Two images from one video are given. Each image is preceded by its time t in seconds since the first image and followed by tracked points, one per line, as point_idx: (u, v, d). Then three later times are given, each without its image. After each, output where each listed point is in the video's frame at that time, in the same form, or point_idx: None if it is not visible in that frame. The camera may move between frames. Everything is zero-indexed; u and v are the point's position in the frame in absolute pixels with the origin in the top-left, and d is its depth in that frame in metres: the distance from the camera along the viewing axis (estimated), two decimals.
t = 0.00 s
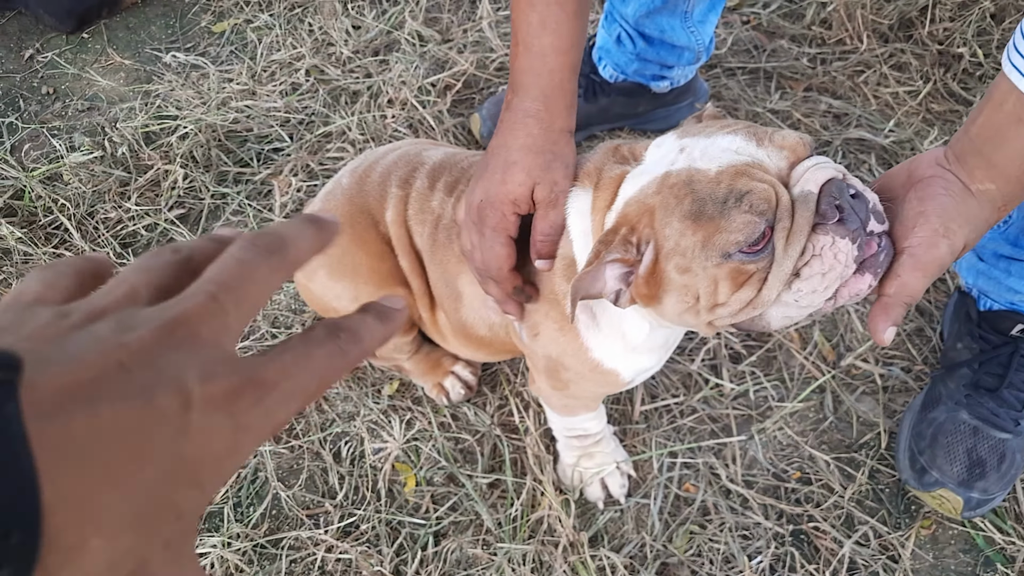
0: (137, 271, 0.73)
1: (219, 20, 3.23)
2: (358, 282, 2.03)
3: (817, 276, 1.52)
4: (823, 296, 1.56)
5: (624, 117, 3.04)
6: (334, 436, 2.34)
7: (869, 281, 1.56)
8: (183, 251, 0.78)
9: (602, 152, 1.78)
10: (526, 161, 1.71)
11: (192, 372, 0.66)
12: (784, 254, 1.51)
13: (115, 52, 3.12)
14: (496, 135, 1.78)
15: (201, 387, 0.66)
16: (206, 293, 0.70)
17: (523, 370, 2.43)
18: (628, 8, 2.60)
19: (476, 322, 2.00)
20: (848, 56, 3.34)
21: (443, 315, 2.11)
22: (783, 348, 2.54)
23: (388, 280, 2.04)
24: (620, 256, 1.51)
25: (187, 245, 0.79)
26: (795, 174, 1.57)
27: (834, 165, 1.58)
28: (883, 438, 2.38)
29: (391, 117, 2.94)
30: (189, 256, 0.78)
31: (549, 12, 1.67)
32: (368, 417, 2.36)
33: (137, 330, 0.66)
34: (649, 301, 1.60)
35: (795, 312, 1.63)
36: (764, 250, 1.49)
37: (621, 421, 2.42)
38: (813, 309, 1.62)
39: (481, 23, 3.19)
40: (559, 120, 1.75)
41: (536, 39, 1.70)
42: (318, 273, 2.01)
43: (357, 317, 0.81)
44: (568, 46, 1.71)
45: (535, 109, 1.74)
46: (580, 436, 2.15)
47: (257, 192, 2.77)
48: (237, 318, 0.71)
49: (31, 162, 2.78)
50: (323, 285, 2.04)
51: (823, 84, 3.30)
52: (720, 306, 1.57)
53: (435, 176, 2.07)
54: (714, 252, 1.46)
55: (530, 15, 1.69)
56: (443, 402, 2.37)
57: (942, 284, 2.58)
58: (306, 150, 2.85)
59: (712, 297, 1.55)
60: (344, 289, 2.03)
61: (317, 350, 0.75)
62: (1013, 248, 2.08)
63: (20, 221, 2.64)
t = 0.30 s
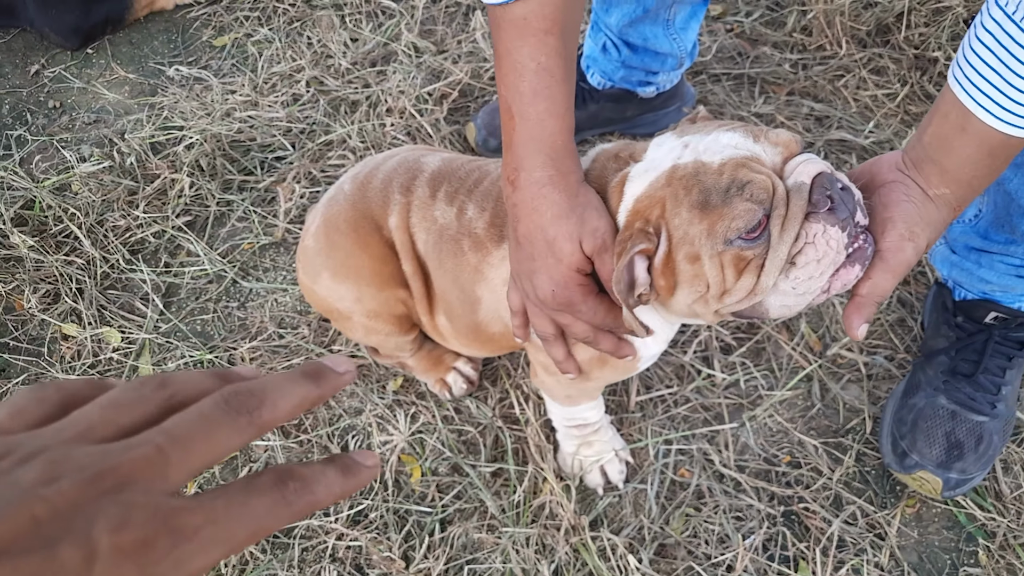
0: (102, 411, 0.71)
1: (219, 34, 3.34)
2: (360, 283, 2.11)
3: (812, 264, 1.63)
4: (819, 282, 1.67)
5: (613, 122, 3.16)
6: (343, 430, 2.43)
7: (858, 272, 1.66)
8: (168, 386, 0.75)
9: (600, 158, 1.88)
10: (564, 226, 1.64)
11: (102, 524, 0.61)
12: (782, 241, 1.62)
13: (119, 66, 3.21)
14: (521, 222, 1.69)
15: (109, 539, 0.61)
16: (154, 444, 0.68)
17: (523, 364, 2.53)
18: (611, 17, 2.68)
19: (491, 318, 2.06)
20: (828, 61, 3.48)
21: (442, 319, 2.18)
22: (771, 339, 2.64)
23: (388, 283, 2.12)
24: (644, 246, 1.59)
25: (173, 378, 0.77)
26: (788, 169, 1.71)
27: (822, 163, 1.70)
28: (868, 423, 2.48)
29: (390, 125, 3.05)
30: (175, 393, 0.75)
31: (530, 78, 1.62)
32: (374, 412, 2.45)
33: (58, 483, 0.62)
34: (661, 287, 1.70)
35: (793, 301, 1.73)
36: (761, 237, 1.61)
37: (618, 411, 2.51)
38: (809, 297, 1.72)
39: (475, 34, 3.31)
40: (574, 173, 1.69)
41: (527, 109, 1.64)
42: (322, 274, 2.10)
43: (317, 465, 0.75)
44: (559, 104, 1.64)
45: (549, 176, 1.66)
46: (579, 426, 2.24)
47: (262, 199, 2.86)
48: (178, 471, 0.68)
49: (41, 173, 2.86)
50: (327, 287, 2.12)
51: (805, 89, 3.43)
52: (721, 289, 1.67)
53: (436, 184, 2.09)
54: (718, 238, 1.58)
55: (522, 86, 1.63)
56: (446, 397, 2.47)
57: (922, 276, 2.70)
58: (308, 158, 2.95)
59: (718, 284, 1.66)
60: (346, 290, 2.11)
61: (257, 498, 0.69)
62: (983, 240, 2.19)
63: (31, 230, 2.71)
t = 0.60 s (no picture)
0: None
1: (187, 45, 3.45)
2: (351, 269, 2.20)
3: (785, 244, 1.67)
4: (784, 259, 1.70)
5: (572, 110, 3.30)
6: (328, 409, 2.52)
7: (818, 260, 1.74)
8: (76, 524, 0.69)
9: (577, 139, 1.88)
10: (510, 193, 1.74)
11: None
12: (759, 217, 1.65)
13: (90, 78, 3.30)
14: (473, 193, 1.80)
15: None
16: None
17: (500, 339, 2.64)
18: (560, 10, 2.87)
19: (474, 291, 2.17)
20: (773, 46, 3.66)
21: (426, 300, 2.29)
22: (733, 305, 2.80)
23: (378, 267, 2.22)
24: (612, 210, 1.61)
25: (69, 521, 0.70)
26: (767, 154, 1.74)
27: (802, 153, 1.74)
28: (828, 376, 2.62)
29: (359, 122, 3.16)
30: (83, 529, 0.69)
31: (480, 66, 1.79)
32: (358, 391, 2.54)
33: None
34: (631, 256, 1.71)
35: (760, 278, 1.75)
36: (740, 213, 1.64)
37: (592, 377, 2.63)
38: (773, 277, 1.75)
39: (436, 35, 3.45)
40: (525, 152, 1.80)
41: (479, 93, 1.79)
42: (314, 263, 2.20)
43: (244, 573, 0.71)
44: (508, 87, 1.80)
45: (500, 151, 1.77)
46: (557, 391, 2.35)
47: (237, 197, 2.95)
48: None
49: (18, 181, 2.93)
50: (319, 275, 2.22)
51: (752, 73, 3.60)
52: (693, 262, 1.69)
53: (418, 166, 2.22)
54: (697, 211, 1.61)
55: (473, 74, 1.79)
56: (427, 372, 2.57)
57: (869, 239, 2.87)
58: (280, 156, 3.05)
59: (689, 257, 1.68)
60: (338, 277, 2.21)
61: None
62: (919, 196, 2.37)
63: (11, 236, 2.77)
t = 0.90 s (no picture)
0: None
1: (168, 64, 3.54)
2: (324, 263, 2.29)
3: (737, 263, 1.67)
4: (737, 276, 1.69)
5: (544, 117, 3.39)
6: (318, 409, 2.60)
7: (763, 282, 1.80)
8: None
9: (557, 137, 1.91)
10: (489, 149, 1.85)
11: None
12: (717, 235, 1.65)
13: (73, 98, 3.38)
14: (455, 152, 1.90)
15: None
16: None
17: (482, 336, 2.75)
18: (526, 20, 3.01)
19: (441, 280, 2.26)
20: (734, 51, 3.80)
21: (400, 291, 2.37)
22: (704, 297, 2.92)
23: (349, 261, 2.31)
24: (582, 205, 1.61)
25: None
26: (734, 177, 1.72)
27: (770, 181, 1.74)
28: (796, 362, 2.74)
29: (338, 133, 3.26)
30: None
31: (461, 39, 1.91)
32: (346, 390, 2.63)
33: None
34: (596, 260, 1.71)
35: (711, 291, 1.75)
36: (700, 229, 1.64)
37: (571, 369, 2.73)
38: (722, 293, 1.75)
39: (410, 49, 3.57)
40: (507, 119, 1.91)
41: (461, 65, 1.92)
42: (289, 254, 2.28)
43: None
44: (488, 60, 1.92)
45: (479, 116, 1.89)
46: (537, 382, 2.43)
47: (221, 209, 3.04)
48: None
49: (6, 199, 3.00)
50: (294, 267, 2.30)
51: (715, 79, 3.71)
52: (652, 269, 1.69)
53: (399, 160, 2.34)
54: (659, 221, 1.60)
55: (454, 49, 1.92)
56: (411, 371, 2.64)
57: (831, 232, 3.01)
58: (263, 168, 3.14)
59: (646, 263, 1.68)
60: (312, 270, 2.29)
61: None
62: (869, 186, 2.49)
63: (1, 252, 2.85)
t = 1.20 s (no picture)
0: None
1: (150, 98, 3.41)
2: (343, 299, 2.17)
3: (787, 287, 1.62)
4: (786, 300, 1.65)
5: (544, 139, 3.28)
6: (325, 453, 2.45)
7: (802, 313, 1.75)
8: None
9: (577, 162, 1.83)
10: (509, 203, 1.68)
11: None
12: (768, 260, 1.59)
13: (53, 136, 3.25)
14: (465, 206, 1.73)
15: None
16: None
17: (493, 370, 2.63)
18: (522, 42, 2.91)
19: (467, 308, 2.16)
20: (731, 68, 3.74)
21: (421, 321, 2.28)
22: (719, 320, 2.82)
23: (370, 294, 2.20)
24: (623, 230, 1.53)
25: None
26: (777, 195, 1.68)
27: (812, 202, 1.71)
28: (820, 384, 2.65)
29: (332, 163, 3.14)
30: None
31: (467, 79, 1.68)
32: (353, 432, 2.49)
33: None
34: (638, 288, 1.65)
35: (756, 314, 1.70)
36: (751, 253, 1.58)
37: (588, 401, 2.62)
38: (766, 316, 1.70)
39: (402, 75, 3.47)
40: (521, 166, 1.74)
41: (468, 107, 1.70)
42: (304, 292, 2.16)
43: None
44: (497, 100, 1.71)
45: (492, 166, 1.71)
46: (554, 416, 2.31)
47: (213, 246, 2.90)
48: None
49: None
50: (310, 305, 2.17)
51: (713, 96, 3.64)
52: (699, 296, 1.63)
53: (407, 188, 2.23)
54: (710, 247, 1.54)
55: (460, 90, 1.69)
56: (423, 408, 2.52)
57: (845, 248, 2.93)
58: (254, 202, 3.01)
59: (694, 290, 1.62)
60: (329, 307, 2.17)
61: None
62: (887, 201, 2.37)
63: None
